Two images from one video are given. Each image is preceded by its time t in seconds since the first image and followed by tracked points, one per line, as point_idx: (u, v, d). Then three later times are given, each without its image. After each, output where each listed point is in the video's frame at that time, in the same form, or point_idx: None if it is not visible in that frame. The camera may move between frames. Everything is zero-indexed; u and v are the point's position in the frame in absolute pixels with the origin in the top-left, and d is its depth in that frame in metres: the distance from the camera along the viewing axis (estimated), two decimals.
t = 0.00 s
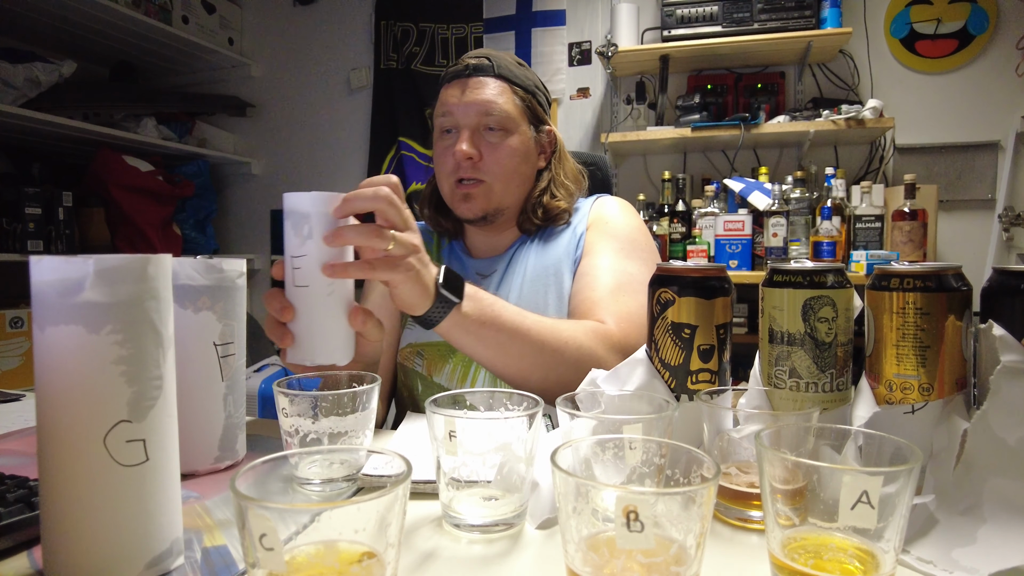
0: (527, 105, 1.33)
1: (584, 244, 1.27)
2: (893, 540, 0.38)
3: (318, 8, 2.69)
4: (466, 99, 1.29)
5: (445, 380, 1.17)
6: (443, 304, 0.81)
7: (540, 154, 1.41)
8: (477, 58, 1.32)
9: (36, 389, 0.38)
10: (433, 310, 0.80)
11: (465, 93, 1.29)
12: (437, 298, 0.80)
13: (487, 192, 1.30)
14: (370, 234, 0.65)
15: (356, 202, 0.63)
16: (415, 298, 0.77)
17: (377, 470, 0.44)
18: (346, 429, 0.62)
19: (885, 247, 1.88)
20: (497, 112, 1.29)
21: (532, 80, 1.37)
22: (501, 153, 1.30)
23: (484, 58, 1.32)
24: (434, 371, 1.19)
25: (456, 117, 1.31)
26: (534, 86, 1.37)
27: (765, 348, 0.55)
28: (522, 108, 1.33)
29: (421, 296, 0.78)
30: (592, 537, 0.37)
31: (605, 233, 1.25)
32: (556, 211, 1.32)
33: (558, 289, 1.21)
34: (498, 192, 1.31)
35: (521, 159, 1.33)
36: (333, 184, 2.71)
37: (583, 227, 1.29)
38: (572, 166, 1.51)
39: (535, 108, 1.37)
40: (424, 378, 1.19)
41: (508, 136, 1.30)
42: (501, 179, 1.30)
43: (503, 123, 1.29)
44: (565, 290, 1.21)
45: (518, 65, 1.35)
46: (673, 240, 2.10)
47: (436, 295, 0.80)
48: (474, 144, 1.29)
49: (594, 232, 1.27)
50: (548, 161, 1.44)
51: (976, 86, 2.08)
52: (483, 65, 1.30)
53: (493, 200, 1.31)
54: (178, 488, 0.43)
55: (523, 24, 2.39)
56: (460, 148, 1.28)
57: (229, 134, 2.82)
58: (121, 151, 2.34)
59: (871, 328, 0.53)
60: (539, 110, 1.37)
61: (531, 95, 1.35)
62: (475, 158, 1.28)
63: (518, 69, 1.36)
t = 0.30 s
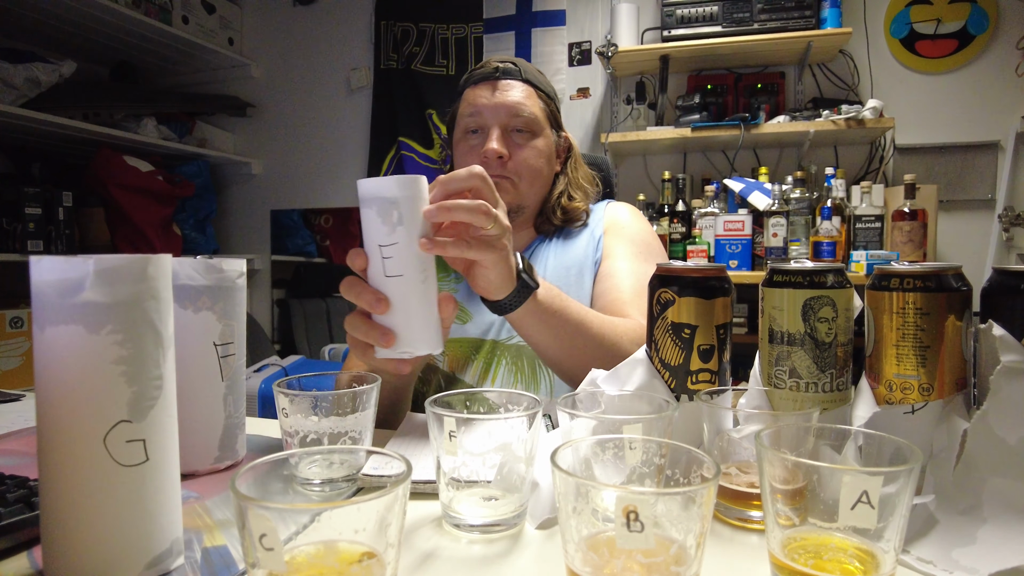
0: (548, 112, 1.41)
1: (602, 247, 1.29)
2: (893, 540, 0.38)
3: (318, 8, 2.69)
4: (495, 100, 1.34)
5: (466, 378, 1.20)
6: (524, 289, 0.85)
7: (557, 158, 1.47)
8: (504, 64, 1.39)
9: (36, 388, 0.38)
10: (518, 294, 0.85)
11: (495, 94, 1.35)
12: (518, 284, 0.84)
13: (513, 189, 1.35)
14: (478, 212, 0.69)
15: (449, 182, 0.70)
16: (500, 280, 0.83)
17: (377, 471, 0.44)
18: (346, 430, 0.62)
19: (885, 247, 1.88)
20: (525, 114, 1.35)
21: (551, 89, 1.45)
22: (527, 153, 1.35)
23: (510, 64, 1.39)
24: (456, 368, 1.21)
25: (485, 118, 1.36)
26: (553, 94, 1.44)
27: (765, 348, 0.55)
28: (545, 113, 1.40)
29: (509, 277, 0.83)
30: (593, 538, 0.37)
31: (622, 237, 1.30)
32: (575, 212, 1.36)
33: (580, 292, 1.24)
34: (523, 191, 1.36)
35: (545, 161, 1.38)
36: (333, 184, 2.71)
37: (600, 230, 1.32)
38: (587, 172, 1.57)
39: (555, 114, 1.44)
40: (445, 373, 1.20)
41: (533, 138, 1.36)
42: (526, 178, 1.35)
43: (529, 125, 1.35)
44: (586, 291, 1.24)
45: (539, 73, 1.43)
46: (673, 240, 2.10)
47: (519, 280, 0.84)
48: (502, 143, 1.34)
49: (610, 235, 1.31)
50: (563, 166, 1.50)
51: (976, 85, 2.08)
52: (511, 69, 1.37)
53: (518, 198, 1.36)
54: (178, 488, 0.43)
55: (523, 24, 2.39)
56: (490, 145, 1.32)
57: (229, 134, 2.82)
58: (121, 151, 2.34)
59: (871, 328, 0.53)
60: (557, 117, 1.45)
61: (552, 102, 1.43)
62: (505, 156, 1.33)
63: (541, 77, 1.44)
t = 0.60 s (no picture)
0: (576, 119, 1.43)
1: (619, 255, 1.33)
2: (893, 540, 0.38)
3: (318, 8, 2.69)
4: (530, 102, 1.35)
5: (479, 374, 1.20)
6: (559, 313, 0.85)
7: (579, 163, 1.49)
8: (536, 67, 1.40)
9: (36, 388, 0.38)
10: (554, 314, 0.86)
11: (529, 96, 1.35)
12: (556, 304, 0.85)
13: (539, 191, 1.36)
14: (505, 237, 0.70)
15: (482, 210, 0.68)
16: (535, 300, 0.84)
17: (377, 471, 0.44)
18: (347, 430, 0.62)
19: (885, 247, 1.88)
20: (557, 119, 1.36)
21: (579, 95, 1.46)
22: (556, 157, 1.36)
23: (543, 68, 1.40)
24: (469, 365, 1.21)
25: (517, 119, 1.36)
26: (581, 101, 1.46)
27: (765, 348, 0.55)
28: (573, 119, 1.42)
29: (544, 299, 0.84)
30: (592, 538, 0.37)
31: (639, 246, 1.34)
32: (594, 216, 1.41)
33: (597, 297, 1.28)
34: (547, 193, 1.39)
35: (570, 166, 1.40)
36: (334, 184, 2.71)
37: (618, 237, 1.36)
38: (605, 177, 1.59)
39: (581, 121, 1.47)
40: (458, 371, 1.20)
41: (562, 144, 1.38)
42: (552, 182, 1.38)
43: (559, 130, 1.36)
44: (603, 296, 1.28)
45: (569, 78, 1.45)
46: (673, 240, 2.10)
47: (555, 302, 0.85)
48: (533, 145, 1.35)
49: (627, 243, 1.35)
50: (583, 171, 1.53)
51: (976, 85, 2.08)
52: (543, 74, 1.38)
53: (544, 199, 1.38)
54: (178, 488, 0.43)
55: (522, 24, 2.39)
56: (522, 147, 1.32)
57: (229, 134, 2.82)
58: (121, 151, 2.34)
59: (871, 328, 0.53)
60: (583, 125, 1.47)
61: (580, 110, 1.45)
62: (536, 158, 1.33)
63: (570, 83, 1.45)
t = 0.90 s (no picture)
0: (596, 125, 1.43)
1: (630, 261, 1.35)
2: (893, 540, 0.38)
3: (318, 8, 2.68)
4: (553, 104, 1.34)
5: (485, 374, 1.20)
6: (565, 338, 0.87)
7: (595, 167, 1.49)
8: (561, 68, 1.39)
9: (36, 389, 0.38)
10: (565, 340, 0.88)
11: (553, 98, 1.35)
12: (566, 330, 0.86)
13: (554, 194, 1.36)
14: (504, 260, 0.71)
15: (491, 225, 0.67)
16: (540, 325, 0.86)
17: (377, 471, 0.44)
18: (347, 430, 0.62)
19: (885, 247, 1.88)
20: (577, 123, 1.36)
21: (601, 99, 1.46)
22: (574, 162, 1.37)
23: (567, 71, 1.39)
24: (475, 366, 1.21)
25: (539, 121, 1.36)
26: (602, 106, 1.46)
27: (765, 348, 0.55)
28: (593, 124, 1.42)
29: (548, 323, 0.86)
30: (592, 538, 0.37)
31: (650, 253, 1.36)
32: (608, 221, 1.43)
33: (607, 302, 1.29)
34: (562, 199, 1.38)
35: (587, 171, 1.41)
36: (333, 184, 2.71)
37: (629, 244, 1.38)
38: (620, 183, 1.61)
39: (601, 127, 1.47)
40: (463, 372, 1.20)
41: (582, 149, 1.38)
42: (568, 187, 1.37)
43: (580, 135, 1.37)
44: (612, 301, 1.30)
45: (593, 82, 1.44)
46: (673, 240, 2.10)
47: (566, 329, 0.86)
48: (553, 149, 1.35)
49: (638, 250, 1.37)
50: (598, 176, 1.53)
51: (976, 85, 2.08)
52: (568, 77, 1.38)
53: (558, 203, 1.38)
54: (178, 488, 0.43)
55: (522, 24, 2.39)
56: (541, 149, 1.32)
57: (229, 134, 2.82)
58: (121, 151, 2.34)
59: (871, 328, 0.53)
60: (604, 129, 1.47)
61: (600, 115, 1.45)
62: (554, 162, 1.33)
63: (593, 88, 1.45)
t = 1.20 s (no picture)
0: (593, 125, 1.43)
1: (631, 260, 1.35)
2: (893, 540, 0.38)
3: (318, 8, 2.68)
4: (546, 107, 1.34)
5: (486, 375, 1.20)
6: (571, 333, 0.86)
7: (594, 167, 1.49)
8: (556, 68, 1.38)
9: (36, 389, 0.38)
10: (570, 332, 0.86)
11: (547, 101, 1.34)
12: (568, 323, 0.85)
13: (549, 198, 1.37)
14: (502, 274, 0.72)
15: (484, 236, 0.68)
16: (548, 327, 0.85)
17: (377, 471, 0.44)
18: (346, 430, 0.62)
19: (885, 247, 1.88)
20: (572, 125, 1.36)
21: (599, 98, 1.45)
22: (570, 164, 1.37)
23: (562, 71, 1.38)
24: (476, 366, 1.21)
25: (533, 123, 1.36)
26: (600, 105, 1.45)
27: (765, 348, 0.55)
28: (590, 125, 1.41)
29: (558, 324, 0.84)
30: (592, 538, 0.37)
31: (652, 252, 1.36)
32: (608, 222, 1.42)
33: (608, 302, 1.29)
34: (558, 202, 1.39)
35: (584, 172, 1.41)
36: (334, 184, 2.71)
37: (630, 243, 1.38)
38: (621, 182, 1.60)
39: (599, 126, 1.46)
40: (465, 372, 1.21)
41: (578, 150, 1.38)
42: (564, 190, 1.38)
43: (575, 137, 1.36)
44: (614, 301, 1.30)
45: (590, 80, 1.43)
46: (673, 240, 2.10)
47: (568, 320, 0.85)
48: (548, 152, 1.35)
49: (640, 250, 1.37)
50: (598, 176, 1.53)
51: (976, 85, 2.08)
52: (562, 78, 1.36)
53: (554, 207, 1.39)
54: (178, 489, 0.43)
55: (522, 24, 2.39)
56: (534, 155, 1.33)
57: (229, 134, 2.82)
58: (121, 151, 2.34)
59: (871, 328, 0.53)
60: (602, 129, 1.46)
61: (598, 114, 1.44)
62: (547, 166, 1.34)
63: (591, 86, 1.43)
